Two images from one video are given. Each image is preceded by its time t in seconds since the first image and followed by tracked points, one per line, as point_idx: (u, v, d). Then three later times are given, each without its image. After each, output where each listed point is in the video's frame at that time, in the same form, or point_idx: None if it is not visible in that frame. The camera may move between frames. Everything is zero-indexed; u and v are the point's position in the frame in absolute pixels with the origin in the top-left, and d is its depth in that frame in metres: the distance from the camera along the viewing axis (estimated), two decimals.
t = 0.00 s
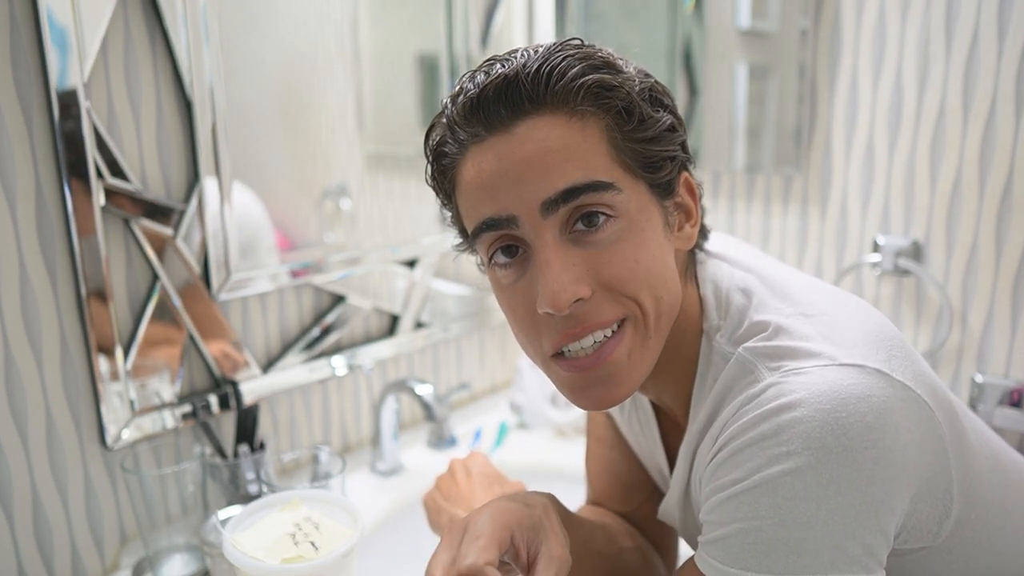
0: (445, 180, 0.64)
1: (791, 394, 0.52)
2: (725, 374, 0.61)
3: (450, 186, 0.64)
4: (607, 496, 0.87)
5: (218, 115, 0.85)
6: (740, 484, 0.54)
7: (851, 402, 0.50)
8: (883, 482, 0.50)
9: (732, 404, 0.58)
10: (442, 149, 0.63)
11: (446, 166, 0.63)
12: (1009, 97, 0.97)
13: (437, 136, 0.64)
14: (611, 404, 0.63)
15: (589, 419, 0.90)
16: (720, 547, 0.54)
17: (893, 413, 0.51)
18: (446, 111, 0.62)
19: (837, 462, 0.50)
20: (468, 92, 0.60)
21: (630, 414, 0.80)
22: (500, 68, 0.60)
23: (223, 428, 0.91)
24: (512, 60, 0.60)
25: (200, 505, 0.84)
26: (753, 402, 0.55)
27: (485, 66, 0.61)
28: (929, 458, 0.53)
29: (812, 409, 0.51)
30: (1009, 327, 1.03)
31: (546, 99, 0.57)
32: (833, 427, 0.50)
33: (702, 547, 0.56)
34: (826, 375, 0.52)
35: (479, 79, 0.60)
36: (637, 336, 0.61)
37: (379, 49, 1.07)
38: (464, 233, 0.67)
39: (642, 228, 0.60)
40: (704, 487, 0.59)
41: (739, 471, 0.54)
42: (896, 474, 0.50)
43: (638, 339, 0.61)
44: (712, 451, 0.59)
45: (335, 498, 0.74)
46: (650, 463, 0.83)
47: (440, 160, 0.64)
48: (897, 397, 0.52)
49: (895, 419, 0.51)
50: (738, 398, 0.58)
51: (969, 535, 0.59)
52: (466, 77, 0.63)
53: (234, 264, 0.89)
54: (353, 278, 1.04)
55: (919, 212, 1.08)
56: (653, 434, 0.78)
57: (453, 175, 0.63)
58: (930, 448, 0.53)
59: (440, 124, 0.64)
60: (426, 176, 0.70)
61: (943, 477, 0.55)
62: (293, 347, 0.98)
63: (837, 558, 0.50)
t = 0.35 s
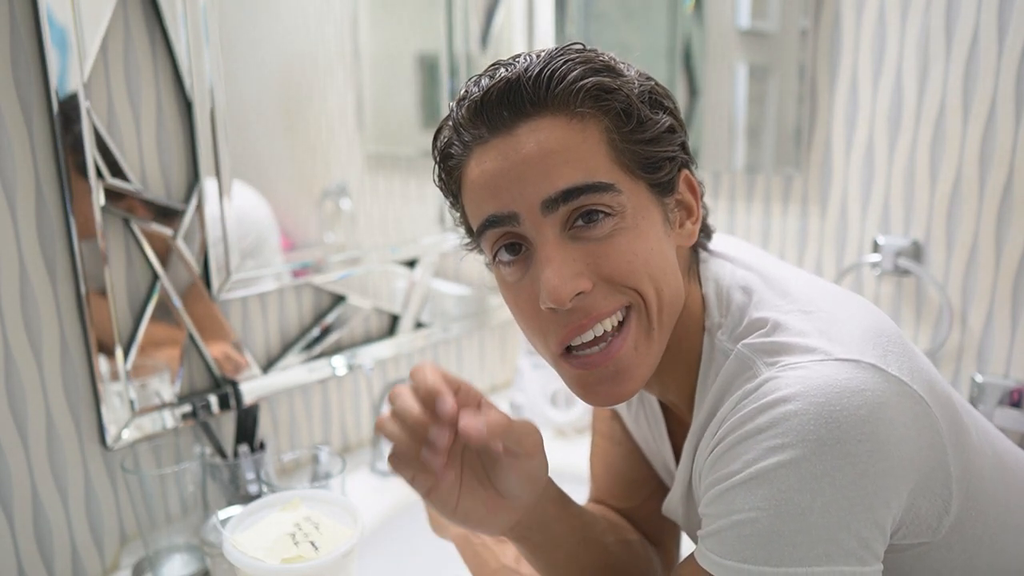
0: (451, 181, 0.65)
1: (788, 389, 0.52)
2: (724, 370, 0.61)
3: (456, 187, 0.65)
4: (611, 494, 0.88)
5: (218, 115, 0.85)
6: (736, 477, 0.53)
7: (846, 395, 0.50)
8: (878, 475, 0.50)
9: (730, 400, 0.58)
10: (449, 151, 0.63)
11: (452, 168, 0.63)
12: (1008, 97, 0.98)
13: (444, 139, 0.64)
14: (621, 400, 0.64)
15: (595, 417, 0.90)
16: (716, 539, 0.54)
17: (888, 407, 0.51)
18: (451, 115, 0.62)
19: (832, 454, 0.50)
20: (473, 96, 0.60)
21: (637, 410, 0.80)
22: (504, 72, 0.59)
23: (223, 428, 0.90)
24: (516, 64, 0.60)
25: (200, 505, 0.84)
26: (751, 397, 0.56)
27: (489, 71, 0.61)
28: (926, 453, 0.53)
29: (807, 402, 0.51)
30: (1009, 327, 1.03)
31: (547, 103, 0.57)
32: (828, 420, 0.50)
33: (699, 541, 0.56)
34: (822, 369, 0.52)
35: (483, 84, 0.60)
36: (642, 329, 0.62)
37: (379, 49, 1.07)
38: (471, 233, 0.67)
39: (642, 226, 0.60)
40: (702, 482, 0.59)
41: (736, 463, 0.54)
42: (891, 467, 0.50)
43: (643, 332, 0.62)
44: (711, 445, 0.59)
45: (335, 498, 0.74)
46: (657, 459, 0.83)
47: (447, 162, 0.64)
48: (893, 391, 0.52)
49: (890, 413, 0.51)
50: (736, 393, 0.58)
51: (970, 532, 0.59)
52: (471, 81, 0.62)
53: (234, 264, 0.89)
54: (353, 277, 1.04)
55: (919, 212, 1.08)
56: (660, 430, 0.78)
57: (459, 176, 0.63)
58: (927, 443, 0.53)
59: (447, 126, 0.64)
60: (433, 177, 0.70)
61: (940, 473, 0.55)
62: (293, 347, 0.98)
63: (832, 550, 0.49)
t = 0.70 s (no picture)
0: (454, 185, 0.65)
1: (788, 389, 0.53)
2: (727, 370, 0.61)
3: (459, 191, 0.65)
4: (611, 493, 0.88)
5: (218, 115, 0.85)
6: (737, 476, 0.54)
7: (846, 395, 0.51)
8: (879, 474, 0.50)
9: (733, 399, 0.58)
10: (451, 156, 0.63)
11: (454, 172, 0.63)
12: (1008, 97, 0.98)
13: (446, 143, 0.64)
14: (629, 404, 0.64)
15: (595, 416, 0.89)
16: (717, 538, 0.54)
17: (889, 407, 0.51)
18: (452, 120, 0.62)
19: (832, 453, 0.50)
20: (473, 101, 0.60)
21: (640, 408, 0.80)
22: (504, 77, 0.59)
23: (223, 428, 0.90)
24: (516, 68, 0.60)
25: (200, 506, 0.84)
26: (752, 396, 0.56)
27: (489, 75, 0.61)
28: (928, 453, 0.53)
29: (807, 402, 0.51)
30: (1009, 326, 1.03)
31: (547, 106, 0.57)
32: (829, 419, 0.50)
33: (701, 540, 0.56)
34: (822, 369, 0.52)
35: (484, 88, 0.60)
36: (646, 331, 0.62)
37: (379, 49, 1.07)
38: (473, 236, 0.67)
39: (642, 228, 0.60)
40: (705, 481, 0.60)
41: (738, 463, 0.54)
42: (893, 467, 0.50)
43: (647, 335, 0.62)
44: (713, 445, 0.59)
45: (335, 498, 0.74)
46: (658, 458, 0.83)
47: (449, 167, 0.64)
48: (894, 391, 0.52)
49: (891, 413, 0.51)
50: (738, 393, 0.58)
51: (974, 531, 0.60)
52: (471, 85, 0.62)
53: (234, 264, 0.89)
54: (353, 277, 1.04)
55: (919, 212, 1.08)
56: (664, 429, 0.78)
57: (462, 180, 0.63)
58: (929, 443, 0.53)
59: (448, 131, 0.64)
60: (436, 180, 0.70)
61: (943, 473, 0.55)
62: (293, 347, 0.98)
63: (835, 549, 0.49)
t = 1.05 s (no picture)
0: (451, 182, 0.65)
1: (785, 387, 0.52)
2: (723, 369, 0.61)
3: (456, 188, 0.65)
4: (610, 495, 0.87)
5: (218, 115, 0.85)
6: (734, 476, 0.53)
7: (843, 395, 0.50)
8: (875, 475, 0.50)
9: (729, 398, 0.58)
10: (448, 151, 0.63)
11: (451, 168, 0.63)
12: (1009, 96, 0.98)
13: (443, 139, 0.64)
14: (605, 396, 0.62)
15: (594, 416, 0.90)
16: (714, 540, 0.54)
17: (886, 406, 0.51)
18: (450, 115, 0.62)
19: (829, 453, 0.50)
20: (470, 96, 0.60)
21: (637, 409, 0.80)
22: (502, 72, 0.60)
23: (223, 428, 0.91)
24: (514, 64, 0.60)
25: (200, 505, 0.84)
26: (748, 395, 0.56)
27: (488, 70, 0.61)
28: (924, 454, 0.53)
29: (804, 401, 0.51)
30: (1009, 327, 1.03)
31: (546, 102, 0.57)
32: (825, 420, 0.50)
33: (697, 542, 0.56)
34: (820, 368, 0.52)
35: (482, 84, 0.60)
36: (629, 334, 0.60)
37: (379, 49, 1.07)
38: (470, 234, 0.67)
39: (640, 226, 0.60)
40: (700, 480, 0.59)
41: (734, 463, 0.54)
42: (889, 468, 0.50)
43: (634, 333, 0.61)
44: (708, 446, 0.59)
45: (334, 498, 0.74)
46: (655, 460, 0.83)
47: (446, 162, 0.64)
48: (890, 391, 0.52)
49: (888, 413, 0.51)
50: (734, 393, 0.58)
51: (967, 532, 0.59)
52: (469, 80, 0.63)
53: (234, 264, 0.89)
54: (353, 278, 1.04)
55: (919, 212, 1.08)
56: (660, 430, 0.78)
57: (458, 177, 0.63)
58: (925, 443, 0.53)
59: (446, 127, 0.64)
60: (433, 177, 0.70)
61: (937, 474, 0.55)
62: (293, 347, 0.98)
63: (831, 550, 0.49)
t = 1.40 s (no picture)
0: (439, 176, 0.65)
1: (784, 394, 0.52)
2: (717, 372, 0.61)
3: (445, 182, 0.65)
4: (603, 495, 0.88)
5: (218, 115, 0.85)
6: (734, 483, 0.53)
7: (844, 401, 0.50)
8: (876, 482, 0.49)
9: (726, 402, 0.58)
10: (437, 144, 0.63)
11: (440, 162, 0.63)
12: (1009, 96, 0.98)
13: (432, 132, 0.64)
14: (597, 403, 0.63)
15: (584, 420, 0.91)
16: (715, 547, 0.54)
17: (886, 411, 0.51)
18: (440, 106, 0.62)
19: (831, 461, 0.49)
20: (461, 88, 0.60)
21: (625, 413, 0.80)
22: (494, 63, 0.60)
23: (223, 428, 0.91)
24: (507, 55, 0.60)
25: (200, 505, 0.84)
26: (746, 401, 0.55)
27: (479, 62, 0.62)
28: (922, 458, 0.53)
29: (804, 406, 0.51)
30: (1009, 327, 1.03)
31: (539, 95, 0.57)
32: (826, 426, 0.50)
33: (696, 548, 0.56)
34: (818, 373, 0.52)
35: (473, 74, 0.60)
36: (624, 338, 0.60)
37: (380, 49, 1.07)
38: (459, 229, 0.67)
39: (635, 225, 0.60)
40: (697, 486, 0.59)
41: (734, 470, 0.54)
42: (889, 475, 0.50)
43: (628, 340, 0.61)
44: (705, 451, 0.59)
45: (335, 498, 0.74)
46: (644, 464, 0.83)
47: (434, 156, 0.64)
48: (890, 395, 0.51)
49: (888, 418, 0.50)
50: (731, 397, 0.58)
51: (962, 536, 0.59)
52: (460, 72, 0.63)
53: (234, 263, 0.89)
54: (353, 277, 1.04)
55: (919, 212, 1.08)
56: (647, 434, 0.78)
57: (447, 171, 0.63)
58: (924, 448, 0.53)
59: (435, 119, 0.64)
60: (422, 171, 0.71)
61: (935, 477, 0.55)
62: (293, 347, 0.98)
63: (832, 560, 0.49)
